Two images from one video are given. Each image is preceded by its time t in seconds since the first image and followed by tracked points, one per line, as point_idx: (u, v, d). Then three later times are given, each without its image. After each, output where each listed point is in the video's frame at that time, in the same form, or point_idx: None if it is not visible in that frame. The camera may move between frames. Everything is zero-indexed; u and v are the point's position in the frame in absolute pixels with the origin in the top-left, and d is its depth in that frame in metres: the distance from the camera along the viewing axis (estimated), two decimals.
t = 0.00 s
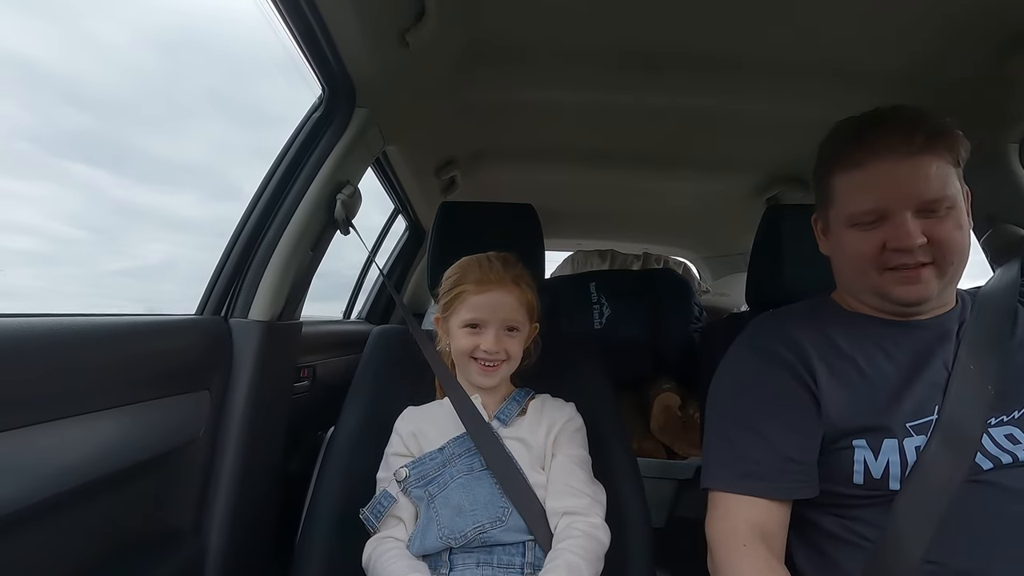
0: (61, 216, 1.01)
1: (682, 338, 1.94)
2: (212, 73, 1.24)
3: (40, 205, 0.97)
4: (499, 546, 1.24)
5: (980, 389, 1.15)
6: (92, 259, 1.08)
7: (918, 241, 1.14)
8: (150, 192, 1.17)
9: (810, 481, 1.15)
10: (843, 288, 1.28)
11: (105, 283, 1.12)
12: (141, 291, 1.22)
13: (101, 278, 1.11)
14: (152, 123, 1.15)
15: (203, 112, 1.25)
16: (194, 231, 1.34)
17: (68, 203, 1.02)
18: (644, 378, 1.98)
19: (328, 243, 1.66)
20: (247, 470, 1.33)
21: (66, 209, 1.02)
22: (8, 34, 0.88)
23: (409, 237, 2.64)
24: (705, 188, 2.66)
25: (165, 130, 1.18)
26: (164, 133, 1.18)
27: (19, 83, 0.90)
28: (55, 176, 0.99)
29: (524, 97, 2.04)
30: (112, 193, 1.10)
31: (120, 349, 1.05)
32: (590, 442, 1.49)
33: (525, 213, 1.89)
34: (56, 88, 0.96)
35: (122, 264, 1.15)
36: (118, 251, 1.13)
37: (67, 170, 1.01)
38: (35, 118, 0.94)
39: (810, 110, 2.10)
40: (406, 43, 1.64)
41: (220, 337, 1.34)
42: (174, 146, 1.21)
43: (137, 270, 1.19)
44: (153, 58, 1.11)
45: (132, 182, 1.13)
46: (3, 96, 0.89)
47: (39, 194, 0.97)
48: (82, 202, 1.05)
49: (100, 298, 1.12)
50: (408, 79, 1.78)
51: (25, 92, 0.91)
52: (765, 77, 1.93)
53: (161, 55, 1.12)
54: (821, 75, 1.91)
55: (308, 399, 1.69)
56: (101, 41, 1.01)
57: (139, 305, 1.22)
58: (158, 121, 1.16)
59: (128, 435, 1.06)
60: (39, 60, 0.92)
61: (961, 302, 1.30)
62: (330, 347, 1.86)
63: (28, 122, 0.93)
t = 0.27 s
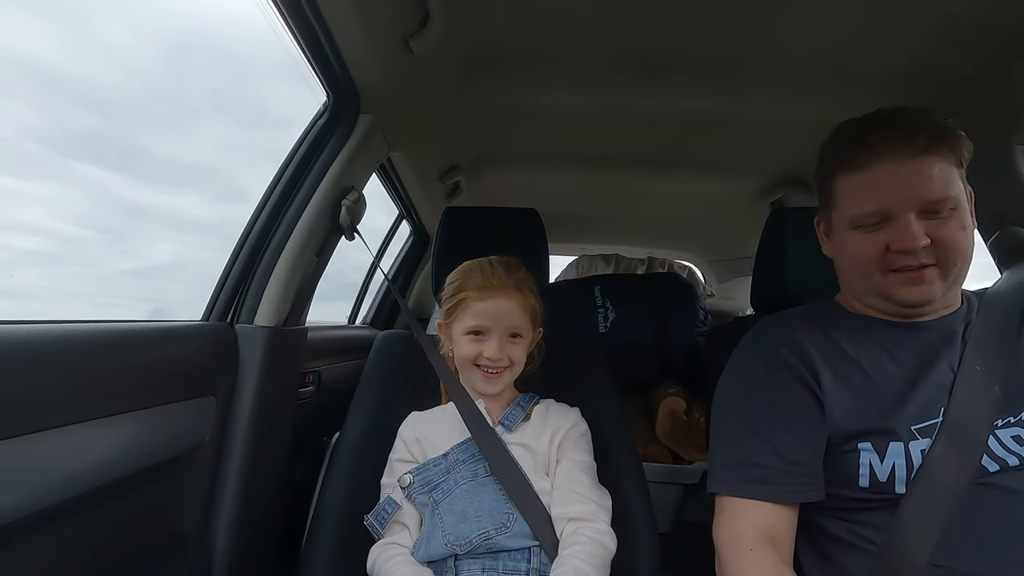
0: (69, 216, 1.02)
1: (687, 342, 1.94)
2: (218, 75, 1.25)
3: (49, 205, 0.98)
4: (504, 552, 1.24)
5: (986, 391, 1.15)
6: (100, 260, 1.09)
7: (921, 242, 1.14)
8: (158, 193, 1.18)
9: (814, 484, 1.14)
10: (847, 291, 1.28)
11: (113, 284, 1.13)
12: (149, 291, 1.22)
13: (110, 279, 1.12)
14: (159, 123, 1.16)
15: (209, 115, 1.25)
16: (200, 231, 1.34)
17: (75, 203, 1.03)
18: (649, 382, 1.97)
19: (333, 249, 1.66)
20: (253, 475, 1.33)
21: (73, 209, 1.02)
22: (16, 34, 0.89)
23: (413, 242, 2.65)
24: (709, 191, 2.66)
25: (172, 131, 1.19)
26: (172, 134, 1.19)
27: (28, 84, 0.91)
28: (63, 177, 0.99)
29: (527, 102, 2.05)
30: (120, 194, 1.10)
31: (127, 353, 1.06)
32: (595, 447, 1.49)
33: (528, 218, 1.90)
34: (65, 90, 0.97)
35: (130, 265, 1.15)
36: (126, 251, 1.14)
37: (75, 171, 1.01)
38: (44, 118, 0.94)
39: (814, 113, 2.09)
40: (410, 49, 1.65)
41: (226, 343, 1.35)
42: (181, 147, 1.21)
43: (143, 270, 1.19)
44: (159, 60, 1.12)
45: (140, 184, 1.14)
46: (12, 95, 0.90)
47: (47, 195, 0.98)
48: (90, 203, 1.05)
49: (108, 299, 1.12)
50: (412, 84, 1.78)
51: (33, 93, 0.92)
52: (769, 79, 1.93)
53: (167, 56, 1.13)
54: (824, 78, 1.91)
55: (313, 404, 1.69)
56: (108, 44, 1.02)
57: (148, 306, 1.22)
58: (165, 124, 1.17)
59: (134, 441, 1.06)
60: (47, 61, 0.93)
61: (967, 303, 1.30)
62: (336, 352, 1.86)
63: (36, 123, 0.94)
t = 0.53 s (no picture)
0: (78, 216, 1.02)
1: (694, 341, 1.94)
2: (224, 75, 1.26)
3: (57, 205, 0.98)
4: (513, 550, 1.24)
5: (996, 390, 1.15)
6: (107, 259, 1.09)
7: (932, 238, 1.14)
8: (165, 194, 1.18)
9: (820, 484, 1.14)
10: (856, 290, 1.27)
11: (120, 283, 1.13)
12: (156, 289, 1.23)
13: (117, 278, 1.13)
14: (166, 124, 1.16)
15: (214, 115, 1.26)
16: (207, 231, 1.34)
17: (84, 203, 1.03)
18: (656, 381, 1.97)
19: (341, 248, 1.67)
20: (262, 474, 1.34)
21: (81, 209, 1.03)
22: (23, 34, 0.89)
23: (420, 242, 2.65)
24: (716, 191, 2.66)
25: (179, 132, 1.19)
26: (178, 134, 1.19)
27: (36, 85, 0.92)
28: (70, 178, 1.00)
29: (533, 101, 2.05)
30: (128, 195, 1.11)
31: (136, 352, 1.06)
32: (603, 445, 1.49)
33: (535, 218, 1.89)
34: (73, 91, 0.97)
35: (137, 265, 1.16)
36: (134, 251, 1.15)
37: (82, 172, 1.02)
38: (52, 120, 0.95)
39: (821, 112, 2.09)
40: (418, 49, 1.65)
41: (236, 342, 1.35)
42: (188, 147, 1.22)
43: (149, 270, 1.20)
44: (165, 61, 1.12)
45: (148, 184, 1.14)
46: (20, 96, 0.90)
47: (56, 195, 0.98)
48: (98, 203, 1.06)
49: (115, 297, 1.13)
50: (419, 84, 1.79)
51: (42, 94, 0.93)
52: (775, 79, 1.93)
53: (173, 57, 1.13)
54: (830, 77, 1.90)
55: (321, 404, 1.69)
56: (116, 45, 1.02)
57: (154, 305, 1.23)
58: (172, 125, 1.17)
59: (144, 439, 1.07)
60: (55, 62, 0.94)
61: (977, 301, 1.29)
62: (343, 351, 1.87)
63: (44, 124, 0.94)
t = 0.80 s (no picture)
0: (79, 218, 1.02)
1: (694, 339, 1.93)
2: (226, 76, 1.26)
3: (59, 207, 0.99)
4: (514, 552, 1.24)
5: (996, 386, 1.15)
6: (109, 261, 1.09)
7: (945, 225, 1.13)
8: (168, 195, 1.19)
9: (819, 483, 1.14)
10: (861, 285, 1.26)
11: (122, 284, 1.13)
12: (157, 291, 1.23)
13: (118, 280, 1.13)
14: (169, 122, 1.16)
15: (214, 118, 1.26)
16: (207, 232, 1.34)
17: (86, 204, 1.03)
18: (656, 381, 1.96)
19: (339, 251, 1.67)
20: (262, 479, 1.34)
21: (83, 211, 1.03)
22: (23, 37, 0.89)
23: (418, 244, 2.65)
24: (715, 189, 2.66)
25: (181, 133, 1.19)
26: (181, 135, 1.19)
27: (38, 87, 0.92)
28: (74, 180, 1.00)
29: (530, 102, 2.04)
30: (131, 196, 1.11)
31: (135, 357, 1.06)
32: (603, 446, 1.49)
33: (533, 218, 1.89)
34: (74, 93, 0.97)
35: (139, 266, 1.16)
36: (135, 253, 1.14)
37: (86, 174, 1.02)
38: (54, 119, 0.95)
39: (819, 108, 2.09)
40: (414, 51, 1.65)
41: (234, 347, 1.35)
42: (189, 148, 1.22)
43: (150, 271, 1.20)
44: (167, 62, 1.12)
45: (151, 186, 1.14)
46: (21, 98, 0.90)
47: (57, 197, 0.98)
48: (100, 205, 1.06)
49: (116, 299, 1.13)
50: (415, 86, 1.79)
51: (43, 96, 0.93)
52: (773, 76, 1.93)
53: (175, 59, 1.13)
54: (828, 73, 1.90)
55: (321, 407, 1.69)
56: (117, 46, 1.02)
57: (154, 305, 1.23)
58: (172, 129, 1.17)
59: (143, 445, 1.07)
60: (57, 64, 0.94)
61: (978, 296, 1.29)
62: (342, 354, 1.86)
63: (46, 126, 0.95)
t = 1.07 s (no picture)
0: (83, 218, 1.03)
1: (698, 338, 1.93)
2: (230, 77, 1.26)
3: (62, 207, 0.99)
4: (519, 552, 1.23)
5: (1006, 383, 1.15)
6: (112, 261, 1.10)
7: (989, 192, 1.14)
8: (172, 195, 1.19)
9: (821, 482, 1.13)
10: (886, 269, 1.25)
11: (126, 285, 1.14)
12: (161, 291, 1.23)
13: (123, 280, 1.13)
14: (171, 121, 1.16)
15: (216, 119, 1.26)
16: (211, 233, 1.35)
17: (90, 205, 1.04)
18: (660, 380, 1.96)
19: (342, 253, 1.67)
20: (267, 481, 1.34)
21: (86, 211, 1.03)
22: (27, 37, 0.89)
23: (421, 244, 2.65)
24: (717, 187, 2.65)
25: (184, 133, 1.19)
26: (184, 135, 1.20)
27: (42, 88, 0.92)
28: (80, 180, 1.01)
29: (531, 101, 2.04)
30: (134, 197, 1.11)
31: (139, 360, 1.06)
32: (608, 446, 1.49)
33: (535, 218, 1.89)
34: (78, 93, 0.97)
35: (143, 266, 1.16)
36: (139, 252, 1.15)
37: (91, 174, 1.03)
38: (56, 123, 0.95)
39: (820, 105, 2.08)
40: (415, 53, 1.65)
41: (237, 349, 1.35)
42: (192, 149, 1.22)
43: (155, 271, 1.20)
44: (169, 63, 1.12)
45: (155, 186, 1.15)
46: (26, 99, 0.91)
47: (61, 197, 0.99)
48: (104, 206, 1.06)
49: (120, 299, 1.13)
50: (416, 88, 1.79)
51: (47, 96, 0.93)
52: (775, 73, 1.92)
53: (180, 60, 1.14)
54: (830, 70, 1.90)
55: (325, 408, 1.70)
56: (120, 47, 1.02)
57: (160, 305, 1.24)
58: (174, 130, 1.17)
59: (149, 448, 1.07)
60: (62, 65, 0.94)
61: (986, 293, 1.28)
62: (346, 356, 1.87)
63: (50, 127, 0.95)
